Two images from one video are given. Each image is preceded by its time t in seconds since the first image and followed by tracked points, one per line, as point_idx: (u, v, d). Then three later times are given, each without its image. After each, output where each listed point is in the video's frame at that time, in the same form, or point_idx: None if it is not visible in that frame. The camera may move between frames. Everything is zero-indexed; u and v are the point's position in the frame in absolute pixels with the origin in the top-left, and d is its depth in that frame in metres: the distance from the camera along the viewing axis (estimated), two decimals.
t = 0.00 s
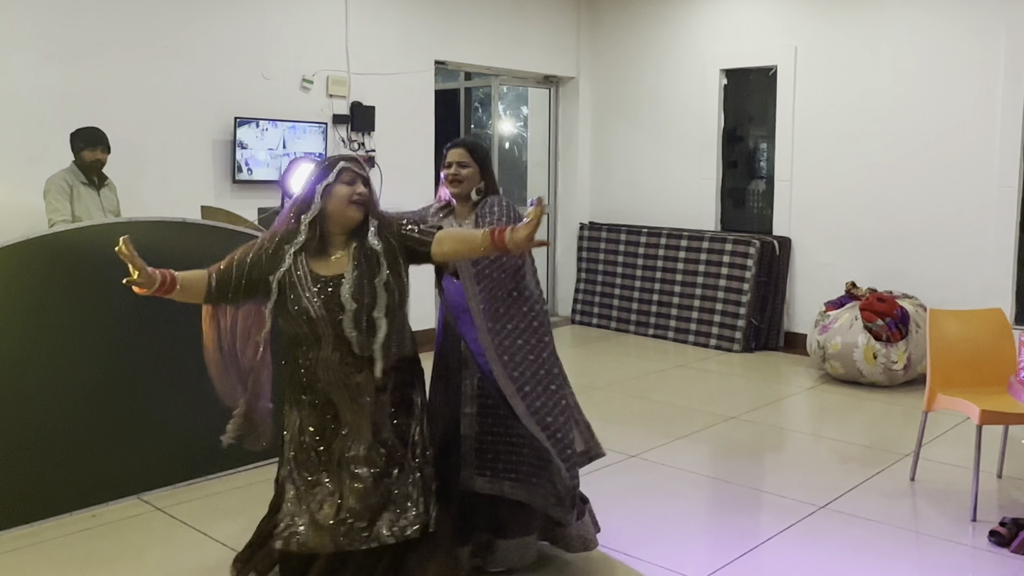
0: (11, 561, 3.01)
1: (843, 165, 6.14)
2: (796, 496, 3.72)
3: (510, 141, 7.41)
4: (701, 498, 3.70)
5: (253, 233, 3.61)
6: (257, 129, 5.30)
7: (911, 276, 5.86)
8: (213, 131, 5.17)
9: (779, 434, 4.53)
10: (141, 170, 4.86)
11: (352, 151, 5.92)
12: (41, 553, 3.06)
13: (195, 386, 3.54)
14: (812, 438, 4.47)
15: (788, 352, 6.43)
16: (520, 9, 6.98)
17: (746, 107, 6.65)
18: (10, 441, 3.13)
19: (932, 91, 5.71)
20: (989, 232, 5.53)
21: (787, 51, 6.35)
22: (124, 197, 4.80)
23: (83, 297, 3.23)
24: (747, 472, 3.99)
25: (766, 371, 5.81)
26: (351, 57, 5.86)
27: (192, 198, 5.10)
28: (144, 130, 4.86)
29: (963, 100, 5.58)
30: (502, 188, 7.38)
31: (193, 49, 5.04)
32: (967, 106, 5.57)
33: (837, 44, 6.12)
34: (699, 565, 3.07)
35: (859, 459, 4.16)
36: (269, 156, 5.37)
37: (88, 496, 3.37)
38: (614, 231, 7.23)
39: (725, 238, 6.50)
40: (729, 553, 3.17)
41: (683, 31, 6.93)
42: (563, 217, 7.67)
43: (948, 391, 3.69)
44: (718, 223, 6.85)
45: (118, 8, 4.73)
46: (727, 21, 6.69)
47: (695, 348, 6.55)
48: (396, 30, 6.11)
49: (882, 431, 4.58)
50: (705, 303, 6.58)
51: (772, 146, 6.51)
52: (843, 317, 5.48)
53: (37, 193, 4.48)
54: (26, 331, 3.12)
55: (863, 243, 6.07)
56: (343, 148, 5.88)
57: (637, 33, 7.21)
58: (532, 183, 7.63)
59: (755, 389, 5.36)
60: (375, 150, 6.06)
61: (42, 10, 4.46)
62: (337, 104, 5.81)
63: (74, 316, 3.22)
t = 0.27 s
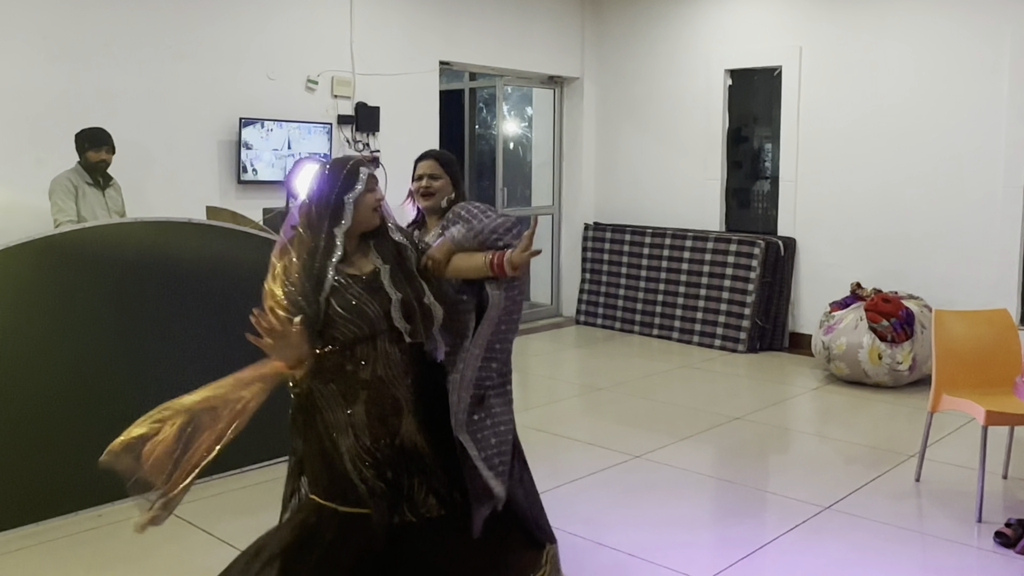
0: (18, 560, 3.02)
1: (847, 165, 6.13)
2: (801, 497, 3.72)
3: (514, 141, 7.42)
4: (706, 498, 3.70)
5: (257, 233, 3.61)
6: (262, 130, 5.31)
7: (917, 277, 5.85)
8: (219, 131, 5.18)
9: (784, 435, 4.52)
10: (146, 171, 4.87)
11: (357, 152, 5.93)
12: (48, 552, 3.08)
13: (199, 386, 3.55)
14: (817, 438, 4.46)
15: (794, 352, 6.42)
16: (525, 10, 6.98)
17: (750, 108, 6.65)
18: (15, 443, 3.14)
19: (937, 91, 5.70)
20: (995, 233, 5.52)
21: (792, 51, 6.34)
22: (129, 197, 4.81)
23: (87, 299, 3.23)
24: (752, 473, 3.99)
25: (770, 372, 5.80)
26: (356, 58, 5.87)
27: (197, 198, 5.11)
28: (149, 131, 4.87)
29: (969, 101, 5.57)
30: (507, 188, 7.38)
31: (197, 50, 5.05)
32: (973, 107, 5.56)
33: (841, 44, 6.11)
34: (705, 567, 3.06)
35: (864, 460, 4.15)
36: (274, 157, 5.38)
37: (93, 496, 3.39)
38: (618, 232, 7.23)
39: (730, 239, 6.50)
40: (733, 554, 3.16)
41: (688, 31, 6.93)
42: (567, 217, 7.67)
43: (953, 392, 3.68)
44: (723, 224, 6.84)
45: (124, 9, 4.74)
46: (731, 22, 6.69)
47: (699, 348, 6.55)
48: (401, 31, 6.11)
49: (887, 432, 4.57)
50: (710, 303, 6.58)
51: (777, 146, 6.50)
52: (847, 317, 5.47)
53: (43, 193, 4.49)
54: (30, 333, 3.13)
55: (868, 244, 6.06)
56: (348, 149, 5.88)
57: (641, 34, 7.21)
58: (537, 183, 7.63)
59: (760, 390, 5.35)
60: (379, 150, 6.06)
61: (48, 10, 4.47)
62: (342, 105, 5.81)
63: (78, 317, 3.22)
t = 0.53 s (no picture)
0: (23, 559, 3.02)
1: (852, 165, 6.12)
2: (805, 497, 3.71)
3: (519, 141, 7.42)
4: (710, 498, 3.69)
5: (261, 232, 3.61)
6: (267, 130, 5.32)
7: (923, 276, 5.84)
8: (224, 131, 5.19)
9: (788, 435, 4.52)
10: (151, 170, 4.88)
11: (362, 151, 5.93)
12: (53, 552, 3.08)
13: (201, 383, 3.54)
14: (821, 438, 4.45)
15: (799, 352, 6.41)
16: (529, 10, 6.98)
17: (755, 108, 6.65)
18: (15, 440, 3.14)
19: (943, 90, 5.68)
20: (1001, 233, 5.50)
21: (797, 50, 6.33)
22: (134, 197, 4.82)
23: (87, 296, 3.23)
24: (756, 473, 3.98)
25: (775, 372, 5.79)
26: (361, 58, 5.87)
27: (202, 198, 5.12)
28: (154, 131, 4.88)
29: (975, 100, 5.56)
30: (511, 188, 7.38)
31: (202, 50, 5.06)
32: (979, 106, 5.54)
33: (847, 44, 6.10)
34: (709, 566, 3.05)
35: (869, 460, 4.14)
36: (279, 156, 5.39)
37: (96, 495, 3.38)
38: (623, 232, 7.22)
39: (735, 239, 6.49)
40: (737, 554, 3.16)
41: (693, 31, 6.92)
42: (572, 217, 7.67)
43: (958, 393, 3.67)
44: (727, 224, 6.83)
45: (129, 9, 4.76)
46: (736, 22, 6.68)
47: (704, 348, 6.54)
48: (406, 31, 6.12)
49: (892, 432, 4.56)
50: (714, 303, 6.57)
51: (781, 146, 6.50)
52: (852, 317, 5.46)
53: (48, 192, 4.50)
54: (29, 331, 3.13)
55: (873, 244, 6.05)
56: (353, 148, 5.89)
57: (646, 34, 7.21)
58: (541, 183, 7.63)
59: (765, 390, 5.35)
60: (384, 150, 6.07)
61: (54, 10, 4.49)
62: (347, 105, 5.82)
63: (78, 315, 3.22)
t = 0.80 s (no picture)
0: (25, 560, 3.02)
1: (856, 166, 6.11)
2: (809, 498, 3.70)
3: (521, 141, 7.41)
4: (714, 499, 3.68)
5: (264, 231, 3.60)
6: (270, 130, 5.32)
7: (926, 277, 5.82)
8: (226, 131, 5.18)
9: (791, 436, 4.51)
10: (154, 171, 4.88)
11: (364, 152, 5.93)
12: (54, 552, 3.07)
13: (201, 383, 3.52)
14: (825, 439, 4.44)
15: (801, 353, 6.40)
16: (531, 10, 6.97)
17: (758, 108, 6.64)
18: (14, 441, 3.13)
19: (946, 90, 5.67)
20: (1005, 233, 5.49)
21: (800, 50, 6.32)
22: (136, 198, 4.82)
23: (84, 297, 3.22)
24: (759, 474, 3.97)
25: (778, 373, 5.78)
26: (363, 58, 5.87)
27: (204, 198, 5.12)
28: (156, 131, 4.87)
29: (978, 100, 5.55)
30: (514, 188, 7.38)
31: (205, 51, 5.06)
32: (981, 106, 5.54)
33: (850, 44, 6.09)
34: (712, 568, 3.05)
35: (872, 461, 4.13)
36: (282, 157, 5.38)
37: (97, 495, 3.37)
38: (625, 232, 7.22)
39: (737, 239, 6.48)
40: (741, 555, 3.15)
41: (695, 32, 6.91)
42: (574, 218, 7.66)
43: (962, 393, 3.66)
44: (730, 224, 6.83)
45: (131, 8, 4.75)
46: (739, 22, 6.67)
47: (707, 349, 6.53)
48: (408, 31, 6.12)
49: (895, 433, 4.55)
50: (717, 304, 6.56)
51: (784, 147, 6.49)
52: (855, 318, 5.45)
53: (50, 192, 4.50)
54: (26, 331, 3.12)
55: (876, 244, 6.04)
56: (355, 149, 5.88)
57: (649, 34, 7.20)
58: (544, 184, 7.62)
59: (768, 391, 5.34)
60: (386, 150, 6.06)
61: (55, 11, 4.48)
62: (349, 105, 5.82)
63: (75, 315, 3.21)
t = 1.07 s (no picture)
0: (32, 561, 3.04)
1: (862, 167, 6.10)
2: (816, 500, 3.70)
3: (526, 143, 7.41)
4: (720, 502, 3.68)
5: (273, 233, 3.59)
6: (276, 132, 5.33)
7: (932, 279, 5.81)
8: (232, 134, 5.19)
9: (797, 438, 4.51)
10: (161, 173, 4.89)
11: (370, 154, 5.93)
12: (61, 554, 3.09)
13: (206, 387, 3.51)
14: (831, 442, 4.44)
15: (807, 355, 6.39)
16: (537, 11, 6.97)
17: (764, 110, 6.63)
18: (20, 443, 3.14)
19: (953, 92, 5.66)
20: (1012, 235, 5.48)
21: (806, 52, 6.31)
22: (143, 200, 4.83)
23: (89, 300, 3.22)
24: (765, 477, 3.97)
25: (784, 375, 5.77)
26: (369, 60, 5.88)
27: (211, 201, 5.13)
28: (163, 133, 4.88)
29: (986, 102, 5.54)
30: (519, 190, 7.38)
31: (211, 53, 5.07)
32: (988, 108, 5.53)
33: (857, 46, 6.08)
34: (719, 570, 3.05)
35: (879, 463, 4.13)
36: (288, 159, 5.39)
37: (103, 497, 3.39)
38: (631, 234, 7.22)
39: (743, 241, 6.48)
40: (747, 557, 3.15)
41: (701, 34, 6.91)
42: (580, 219, 7.67)
43: (969, 395, 3.66)
44: (736, 226, 6.82)
45: (138, 11, 4.77)
46: (745, 23, 6.67)
47: (713, 351, 6.53)
48: (414, 33, 6.12)
49: (902, 435, 4.54)
50: (723, 306, 6.56)
51: (790, 148, 6.48)
52: (862, 320, 5.44)
53: (58, 194, 4.51)
54: (32, 335, 3.13)
55: (882, 246, 6.03)
56: (361, 151, 5.89)
57: (654, 36, 7.20)
58: (549, 186, 7.62)
59: (774, 393, 5.33)
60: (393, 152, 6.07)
61: (63, 14, 4.50)
62: (355, 107, 5.83)
63: (80, 318, 3.21)
